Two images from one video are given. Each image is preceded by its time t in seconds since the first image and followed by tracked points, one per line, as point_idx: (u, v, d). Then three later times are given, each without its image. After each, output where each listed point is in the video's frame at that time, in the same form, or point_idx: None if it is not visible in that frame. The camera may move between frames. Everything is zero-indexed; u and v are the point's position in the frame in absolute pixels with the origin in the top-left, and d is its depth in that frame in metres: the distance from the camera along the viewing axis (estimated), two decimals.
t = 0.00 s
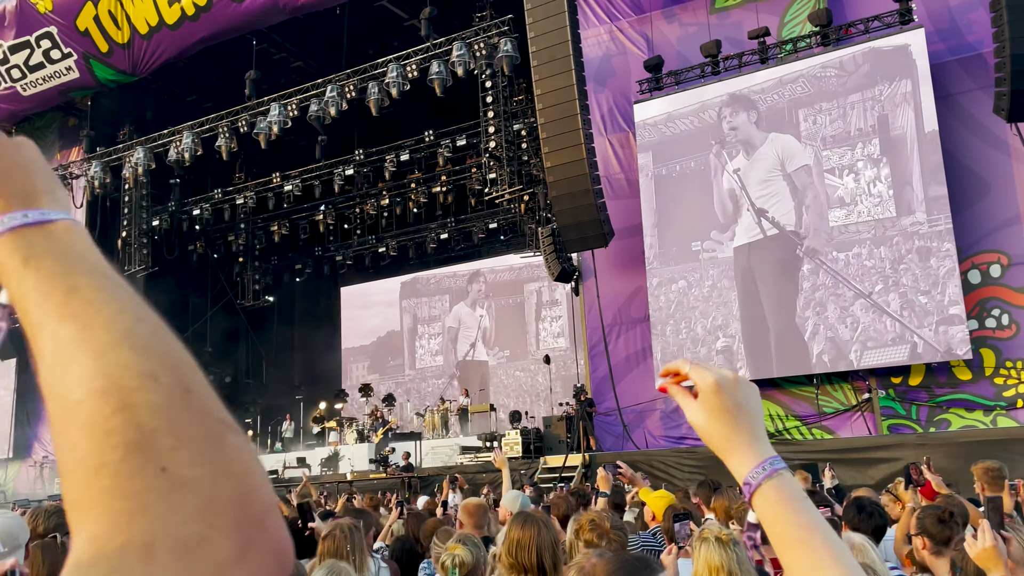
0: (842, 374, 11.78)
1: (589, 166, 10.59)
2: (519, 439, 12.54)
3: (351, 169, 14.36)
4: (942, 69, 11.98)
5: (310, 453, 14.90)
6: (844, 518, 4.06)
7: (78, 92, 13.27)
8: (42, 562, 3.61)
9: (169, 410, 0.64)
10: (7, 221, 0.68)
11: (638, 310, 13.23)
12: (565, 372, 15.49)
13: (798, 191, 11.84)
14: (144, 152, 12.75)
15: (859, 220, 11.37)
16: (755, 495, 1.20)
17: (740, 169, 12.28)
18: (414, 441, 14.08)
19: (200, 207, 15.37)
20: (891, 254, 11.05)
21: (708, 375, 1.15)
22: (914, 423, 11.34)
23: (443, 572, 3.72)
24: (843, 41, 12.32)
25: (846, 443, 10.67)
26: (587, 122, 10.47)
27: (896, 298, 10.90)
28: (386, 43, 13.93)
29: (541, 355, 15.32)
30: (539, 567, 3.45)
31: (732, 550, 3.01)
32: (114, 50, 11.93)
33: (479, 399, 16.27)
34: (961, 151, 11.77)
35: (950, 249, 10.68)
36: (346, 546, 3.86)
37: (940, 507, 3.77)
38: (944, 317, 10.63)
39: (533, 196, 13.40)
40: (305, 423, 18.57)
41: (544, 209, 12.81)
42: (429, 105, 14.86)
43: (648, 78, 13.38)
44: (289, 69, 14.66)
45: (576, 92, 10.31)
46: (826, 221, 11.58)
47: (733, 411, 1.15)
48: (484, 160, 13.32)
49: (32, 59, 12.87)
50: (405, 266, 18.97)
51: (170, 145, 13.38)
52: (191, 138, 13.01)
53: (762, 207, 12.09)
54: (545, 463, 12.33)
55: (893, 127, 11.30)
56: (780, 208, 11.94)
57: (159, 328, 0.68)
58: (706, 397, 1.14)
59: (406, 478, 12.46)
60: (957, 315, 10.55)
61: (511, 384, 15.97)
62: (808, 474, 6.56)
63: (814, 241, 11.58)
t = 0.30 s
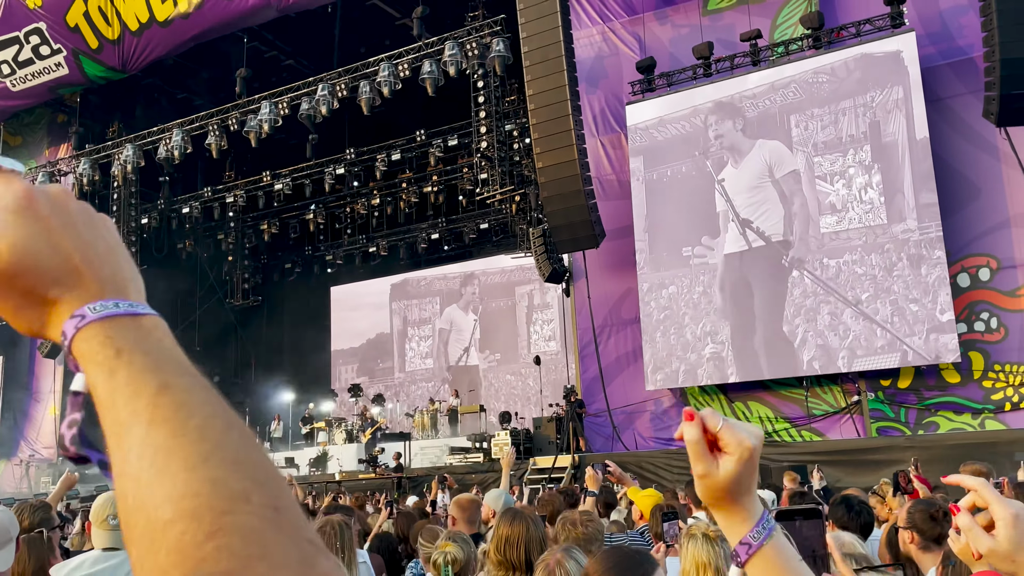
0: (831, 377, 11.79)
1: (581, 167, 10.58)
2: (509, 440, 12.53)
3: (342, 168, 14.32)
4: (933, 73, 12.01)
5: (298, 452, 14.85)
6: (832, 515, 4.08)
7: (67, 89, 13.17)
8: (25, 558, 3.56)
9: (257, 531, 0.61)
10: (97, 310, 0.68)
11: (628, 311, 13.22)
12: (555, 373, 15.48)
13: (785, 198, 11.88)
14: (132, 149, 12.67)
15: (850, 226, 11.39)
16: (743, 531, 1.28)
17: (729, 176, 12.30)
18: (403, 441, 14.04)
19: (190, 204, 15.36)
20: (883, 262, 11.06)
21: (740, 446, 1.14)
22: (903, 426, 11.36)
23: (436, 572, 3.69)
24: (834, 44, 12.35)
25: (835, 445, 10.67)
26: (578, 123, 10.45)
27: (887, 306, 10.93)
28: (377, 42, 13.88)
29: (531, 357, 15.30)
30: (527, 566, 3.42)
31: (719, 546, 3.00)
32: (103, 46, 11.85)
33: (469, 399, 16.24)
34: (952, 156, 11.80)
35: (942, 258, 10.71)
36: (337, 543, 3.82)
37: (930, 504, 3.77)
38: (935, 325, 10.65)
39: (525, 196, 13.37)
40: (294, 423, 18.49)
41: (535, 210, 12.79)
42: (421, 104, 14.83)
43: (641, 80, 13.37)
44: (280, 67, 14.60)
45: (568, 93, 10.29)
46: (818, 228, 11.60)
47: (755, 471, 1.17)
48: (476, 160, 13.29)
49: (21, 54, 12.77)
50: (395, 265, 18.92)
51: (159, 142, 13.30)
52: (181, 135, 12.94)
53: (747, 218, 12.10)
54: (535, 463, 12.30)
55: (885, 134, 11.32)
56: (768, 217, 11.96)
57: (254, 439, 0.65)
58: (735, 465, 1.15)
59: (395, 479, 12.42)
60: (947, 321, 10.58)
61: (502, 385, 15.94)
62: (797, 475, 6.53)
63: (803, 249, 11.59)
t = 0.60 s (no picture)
0: (822, 380, 11.82)
1: (575, 169, 10.62)
2: (500, 441, 12.55)
3: (336, 167, 14.32)
4: (926, 78, 12.06)
5: (290, 452, 14.84)
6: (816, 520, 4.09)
7: (60, 86, 13.14)
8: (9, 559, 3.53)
9: (100, 505, 0.55)
10: (104, 263, 0.68)
11: (621, 313, 13.24)
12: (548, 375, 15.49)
13: (777, 208, 11.91)
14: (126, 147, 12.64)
15: (844, 238, 11.41)
16: (741, 463, 1.15)
17: (721, 185, 12.33)
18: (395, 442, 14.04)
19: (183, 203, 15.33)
20: (878, 274, 11.08)
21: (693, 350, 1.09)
22: (894, 430, 11.41)
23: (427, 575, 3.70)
24: (828, 49, 12.41)
25: (825, 447, 10.70)
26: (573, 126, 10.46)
27: (881, 320, 10.96)
28: (372, 42, 13.89)
29: (524, 358, 15.32)
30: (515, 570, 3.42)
31: (712, 554, 3.00)
32: (97, 43, 11.83)
33: (461, 400, 16.25)
34: (945, 161, 11.83)
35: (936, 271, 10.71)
36: (327, 544, 3.82)
37: (921, 511, 3.78)
38: (929, 339, 10.66)
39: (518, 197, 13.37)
40: (286, 422, 18.48)
41: (529, 211, 12.79)
42: (416, 105, 14.83)
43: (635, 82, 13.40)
44: (275, 66, 14.59)
45: (563, 95, 10.29)
46: (812, 239, 11.63)
47: (723, 386, 1.10)
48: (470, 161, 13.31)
49: (15, 51, 12.73)
50: (389, 266, 18.92)
51: (153, 140, 13.28)
52: (174, 133, 12.92)
53: (737, 230, 12.14)
54: (526, 465, 12.31)
55: (880, 144, 11.32)
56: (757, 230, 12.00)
57: (168, 409, 0.61)
58: (691, 370, 1.09)
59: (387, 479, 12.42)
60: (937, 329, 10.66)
61: (495, 386, 15.96)
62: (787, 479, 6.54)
63: (795, 261, 11.64)
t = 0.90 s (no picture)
0: (808, 378, 11.86)
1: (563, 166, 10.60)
2: (486, 437, 12.56)
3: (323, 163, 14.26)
4: (912, 77, 12.12)
5: (275, 448, 14.80)
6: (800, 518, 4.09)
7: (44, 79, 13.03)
8: None
9: None
10: None
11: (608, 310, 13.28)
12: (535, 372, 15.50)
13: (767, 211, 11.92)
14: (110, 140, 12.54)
15: (832, 241, 11.42)
16: (674, 447, 1.10)
17: (710, 187, 12.35)
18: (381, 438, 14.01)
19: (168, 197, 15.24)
20: (866, 278, 11.08)
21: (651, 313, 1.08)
22: (878, 427, 11.47)
23: (407, 569, 3.67)
24: (815, 48, 12.46)
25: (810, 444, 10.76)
26: (561, 123, 10.45)
27: (870, 326, 10.99)
28: (360, 37, 13.84)
29: (511, 355, 15.32)
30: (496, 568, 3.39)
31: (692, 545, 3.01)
32: (82, 36, 11.74)
33: (448, 397, 16.25)
34: (931, 160, 11.89)
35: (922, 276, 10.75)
36: (308, 538, 3.79)
37: (905, 511, 3.77)
38: (918, 346, 10.70)
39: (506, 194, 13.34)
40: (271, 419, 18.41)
41: (516, 208, 12.76)
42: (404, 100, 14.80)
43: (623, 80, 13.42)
44: (262, 61, 14.52)
45: (551, 92, 10.27)
46: (800, 241, 11.63)
47: (675, 359, 1.07)
48: (458, 157, 13.29)
49: None
50: (376, 262, 18.87)
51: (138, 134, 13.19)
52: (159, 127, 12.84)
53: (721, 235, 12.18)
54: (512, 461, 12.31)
55: (869, 146, 11.36)
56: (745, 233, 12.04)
57: None
58: (648, 332, 1.06)
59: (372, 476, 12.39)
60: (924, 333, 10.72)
61: (481, 384, 15.95)
62: (773, 476, 6.55)
63: (780, 267, 11.67)
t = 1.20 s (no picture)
0: (787, 376, 11.94)
1: (545, 165, 10.62)
2: (469, 435, 12.59)
3: (305, 162, 14.22)
4: (890, 78, 12.23)
5: (257, 448, 14.74)
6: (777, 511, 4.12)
7: (23, 77, 12.91)
8: None
9: None
10: None
11: (590, 310, 13.30)
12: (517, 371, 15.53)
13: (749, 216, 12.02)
14: (90, 138, 12.45)
15: (814, 244, 11.52)
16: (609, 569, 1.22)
17: (693, 190, 12.42)
18: (363, 438, 14.00)
19: (148, 196, 15.14)
20: (849, 284, 11.17)
21: (592, 475, 1.11)
22: (857, 425, 11.57)
23: (385, 565, 3.69)
24: (795, 49, 12.56)
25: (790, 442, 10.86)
26: (542, 123, 10.48)
27: (853, 331, 11.04)
28: (342, 35, 13.81)
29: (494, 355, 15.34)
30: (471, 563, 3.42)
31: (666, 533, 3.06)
32: (61, 34, 11.65)
33: (431, 396, 16.24)
34: (909, 160, 12.01)
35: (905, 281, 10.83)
36: (282, 535, 3.79)
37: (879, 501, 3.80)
38: (900, 352, 10.73)
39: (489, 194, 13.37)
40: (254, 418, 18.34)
41: (499, 208, 12.79)
42: (386, 99, 14.78)
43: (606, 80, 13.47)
44: (243, 60, 14.46)
45: (533, 91, 10.31)
46: (781, 244, 11.73)
47: (608, 506, 1.14)
48: (440, 157, 13.29)
49: None
50: (359, 261, 18.85)
51: (117, 132, 13.10)
52: (140, 125, 12.76)
53: (702, 238, 12.24)
54: (494, 460, 12.33)
55: (850, 148, 11.45)
56: (727, 236, 12.11)
57: None
58: (587, 494, 1.11)
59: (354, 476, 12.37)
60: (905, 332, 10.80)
61: (464, 383, 15.97)
62: (753, 472, 6.59)
63: (762, 270, 11.77)
